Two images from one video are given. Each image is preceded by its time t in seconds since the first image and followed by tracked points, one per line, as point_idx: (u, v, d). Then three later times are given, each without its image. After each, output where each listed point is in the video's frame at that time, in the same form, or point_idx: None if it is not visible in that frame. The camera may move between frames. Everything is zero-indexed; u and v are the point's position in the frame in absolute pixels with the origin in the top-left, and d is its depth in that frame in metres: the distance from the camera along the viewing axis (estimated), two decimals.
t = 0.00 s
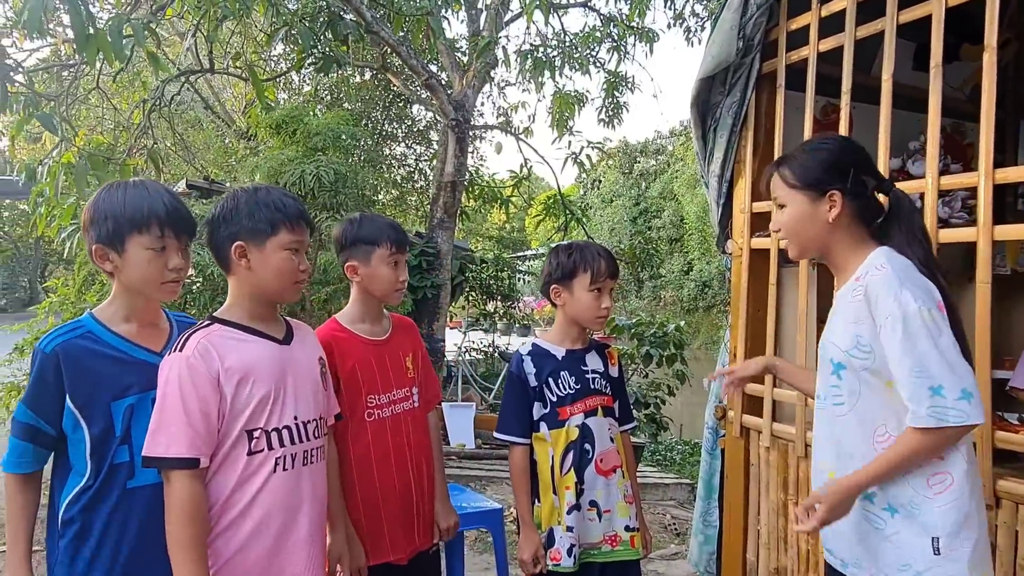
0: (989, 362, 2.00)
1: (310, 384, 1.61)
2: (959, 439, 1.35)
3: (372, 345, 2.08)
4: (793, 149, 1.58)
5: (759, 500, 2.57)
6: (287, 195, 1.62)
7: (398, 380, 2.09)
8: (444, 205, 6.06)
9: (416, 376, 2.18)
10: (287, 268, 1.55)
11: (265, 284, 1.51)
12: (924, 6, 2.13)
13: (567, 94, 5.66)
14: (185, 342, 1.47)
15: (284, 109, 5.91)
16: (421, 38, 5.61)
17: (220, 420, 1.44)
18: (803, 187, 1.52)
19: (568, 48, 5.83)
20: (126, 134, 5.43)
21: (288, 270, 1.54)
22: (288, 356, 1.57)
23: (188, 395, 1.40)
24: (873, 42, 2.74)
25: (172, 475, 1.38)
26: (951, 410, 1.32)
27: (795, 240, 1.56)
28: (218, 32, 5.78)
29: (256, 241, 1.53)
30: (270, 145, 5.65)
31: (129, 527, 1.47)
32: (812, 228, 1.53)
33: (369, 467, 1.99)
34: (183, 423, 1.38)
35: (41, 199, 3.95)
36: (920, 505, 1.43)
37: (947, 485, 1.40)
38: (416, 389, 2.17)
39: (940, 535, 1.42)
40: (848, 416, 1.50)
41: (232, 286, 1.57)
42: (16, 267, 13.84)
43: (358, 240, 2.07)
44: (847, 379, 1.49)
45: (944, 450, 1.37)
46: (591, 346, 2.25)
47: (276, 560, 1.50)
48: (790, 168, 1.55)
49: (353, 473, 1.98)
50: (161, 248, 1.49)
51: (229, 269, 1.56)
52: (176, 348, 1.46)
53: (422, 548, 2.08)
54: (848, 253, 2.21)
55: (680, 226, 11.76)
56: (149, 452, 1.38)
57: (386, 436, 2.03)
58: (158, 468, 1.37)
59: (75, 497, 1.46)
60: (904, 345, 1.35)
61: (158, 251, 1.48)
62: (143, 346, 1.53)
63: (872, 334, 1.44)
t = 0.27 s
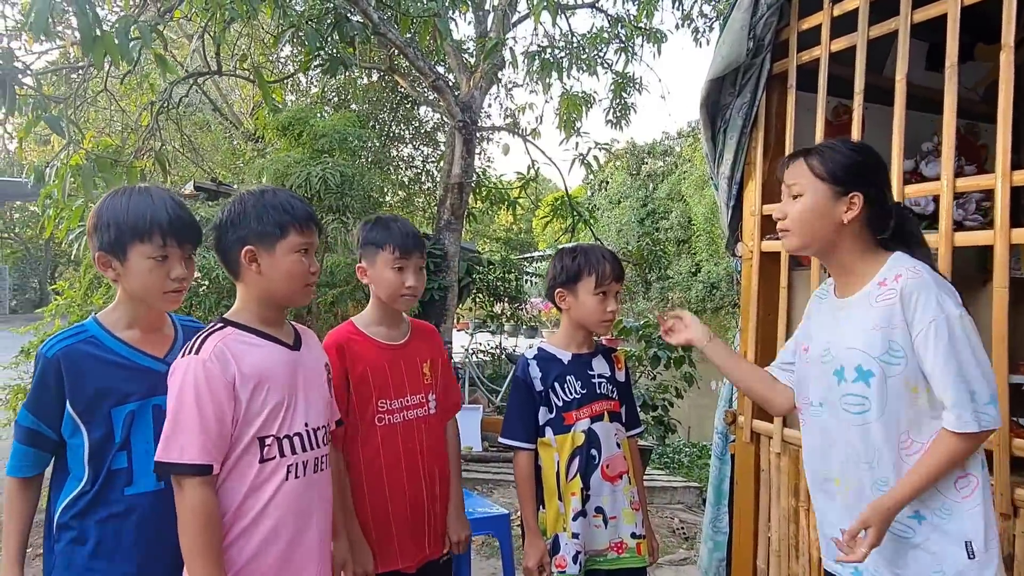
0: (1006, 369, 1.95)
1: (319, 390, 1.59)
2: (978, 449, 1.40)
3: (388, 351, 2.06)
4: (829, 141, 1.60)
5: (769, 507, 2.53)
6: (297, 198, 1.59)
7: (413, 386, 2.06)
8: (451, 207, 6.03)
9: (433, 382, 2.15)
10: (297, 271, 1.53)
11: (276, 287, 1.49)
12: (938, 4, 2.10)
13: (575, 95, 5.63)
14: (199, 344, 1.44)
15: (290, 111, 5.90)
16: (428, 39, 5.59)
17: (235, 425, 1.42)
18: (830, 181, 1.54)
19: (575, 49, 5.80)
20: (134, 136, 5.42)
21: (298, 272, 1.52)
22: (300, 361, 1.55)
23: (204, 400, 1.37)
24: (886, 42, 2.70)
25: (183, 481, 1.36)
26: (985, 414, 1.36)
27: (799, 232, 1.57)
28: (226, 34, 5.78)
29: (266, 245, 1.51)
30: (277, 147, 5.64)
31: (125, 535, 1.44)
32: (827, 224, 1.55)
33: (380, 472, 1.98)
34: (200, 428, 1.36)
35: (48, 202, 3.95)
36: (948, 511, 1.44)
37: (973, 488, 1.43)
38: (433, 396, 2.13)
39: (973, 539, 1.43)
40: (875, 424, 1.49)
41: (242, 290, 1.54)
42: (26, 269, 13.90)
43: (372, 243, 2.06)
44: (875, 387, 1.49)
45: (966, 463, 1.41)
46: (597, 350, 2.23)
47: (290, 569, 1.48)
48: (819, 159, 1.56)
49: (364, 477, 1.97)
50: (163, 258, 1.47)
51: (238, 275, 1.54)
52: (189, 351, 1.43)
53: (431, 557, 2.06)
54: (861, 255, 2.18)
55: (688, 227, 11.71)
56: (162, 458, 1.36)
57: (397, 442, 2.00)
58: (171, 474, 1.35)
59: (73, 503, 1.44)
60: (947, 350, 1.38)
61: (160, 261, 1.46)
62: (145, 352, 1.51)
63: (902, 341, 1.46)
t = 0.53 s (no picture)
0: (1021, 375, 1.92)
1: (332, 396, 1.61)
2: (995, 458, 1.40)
3: (412, 359, 2.06)
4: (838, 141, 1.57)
5: (779, 512, 2.50)
6: (316, 201, 1.60)
7: (431, 394, 2.06)
8: (457, 209, 6.01)
9: (458, 398, 2.10)
10: (317, 275, 1.55)
11: (297, 290, 1.50)
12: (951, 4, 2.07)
13: (581, 96, 5.60)
14: (229, 344, 1.43)
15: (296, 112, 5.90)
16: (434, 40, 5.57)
17: (264, 428, 1.43)
18: (841, 183, 1.51)
19: (582, 50, 5.78)
20: (141, 138, 5.42)
21: (317, 276, 1.54)
22: (318, 367, 1.57)
23: (241, 401, 1.37)
24: (896, 42, 2.67)
25: (216, 483, 1.34)
26: (1006, 421, 1.36)
27: (814, 235, 1.53)
28: (232, 36, 5.78)
29: (286, 249, 1.52)
30: (283, 148, 5.63)
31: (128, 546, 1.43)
32: (841, 227, 1.52)
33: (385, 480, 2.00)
34: (236, 429, 1.36)
35: (55, 203, 3.95)
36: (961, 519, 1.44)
37: (984, 497, 1.43)
38: (455, 409, 2.09)
39: (981, 548, 1.43)
40: (882, 432, 1.48)
41: (258, 294, 1.53)
42: (35, 269, 13.98)
43: (407, 251, 2.08)
44: (885, 395, 1.47)
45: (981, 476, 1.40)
46: (603, 353, 2.20)
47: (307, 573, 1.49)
48: (830, 161, 1.53)
49: (370, 481, 2.01)
50: (173, 257, 1.46)
51: (256, 278, 1.53)
52: (220, 351, 1.41)
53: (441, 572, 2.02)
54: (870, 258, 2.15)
55: (695, 228, 11.66)
56: (198, 459, 1.34)
57: (407, 451, 2.02)
58: (206, 477, 1.33)
59: (75, 514, 1.43)
60: (966, 359, 1.36)
61: (170, 260, 1.45)
62: (149, 358, 1.50)
63: (918, 347, 1.44)
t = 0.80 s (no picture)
0: None
1: (337, 401, 1.64)
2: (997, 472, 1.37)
3: (424, 360, 2.05)
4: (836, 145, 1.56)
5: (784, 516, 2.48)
6: (327, 205, 1.61)
7: (445, 396, 2.05)
8: (461, 210, 5.98)
9: (470, 399, 2.09)
10: (333, 279, 1.57)
11: (315, 294, 1.52)
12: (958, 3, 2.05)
13: (585, 97, 5.58)
14: (250, 347, 1.44)
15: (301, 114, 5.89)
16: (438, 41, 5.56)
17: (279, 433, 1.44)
18: (847, 190, 1.49)
19: (587, 51, 5.76)
20: (146, 140, 5.42)
21: (333, 281, 1.56)
22: (327, 373, 1.59)
23: (263, 405, 1.39)
24: (902, 41, 2.65)
25: (242, 487, 1.36)
26: (1012, 433, 1.33)
27: (829, 244, 1.52)
28: (237, 37, 5.78)
29: (305, 254, 1.52)
30: (287, 150, 5.63)
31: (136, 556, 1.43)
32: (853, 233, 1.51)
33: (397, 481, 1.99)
34: (257, 433, 1.37)
35: (59, 205, 3.95)
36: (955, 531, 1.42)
37: (982, 510, 1.41)
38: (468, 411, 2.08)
39: (974, 561, 1.42)
40: (885, 436, 1.46)
41: (272, 297, 1.54)
42: (41, 271, 14.01)
43: (420, 251, 2.07)
44: (888, 397, 1.45)
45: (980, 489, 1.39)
46: (605, 355, 2.19)
47: None
48: (831, 167, 1.52)
49: (381, 482, 2.00)
50: (175, 255, 1.45)
51: (274, 282, 1.54)
52: (241, 354, 1.42)
53: None
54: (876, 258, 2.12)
55: (700, 229, 11.63)
56: (224, 463, 1.35)
57: (421, 453, 2.01)
58: (231, 481, 1.35)
59: (76, 530, 1.40)
60: (975, 367, 1.34)
61: (172, 258, 1.45)
62: (140, 362, 1.48)
63: (926, 352, 1.42)
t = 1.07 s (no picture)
0: None
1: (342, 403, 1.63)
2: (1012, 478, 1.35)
3: (430, 360, 2.03)
4: (852, 140, 1.56)
5: (790, 519, 2.46)
6: (339, 207, 1.61)
7: (455, 397, 2.03)
8: (464, 211, 5.96)
9: (474, 395, 2.10)
10: (343, 281, 1.57)
11: (326, 299, 1.51)
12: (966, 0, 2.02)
13: (589, 98, 5.57)
14: (258, 351, 1.43)
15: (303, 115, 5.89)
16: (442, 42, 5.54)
17: (285, 438, 1.44)
18: (868, 185, 1.49)
19: (591, 52, 5.75)
20: (149, 141, 5.42)
21: (344, 284, 1.56)
22: (331, 376, 1.58)
23: (270, 411, 1.38)
24: (908, 40, 2.63)
25: (246, 493, 1.35)
26: None
27: (847, 241, 1.53)
28: (241, 39, 5.77)
29: (317, 257, 1.52)
30: (291, 151, 5.62)
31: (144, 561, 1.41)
32: (875, 228, 1.50)
33: (415, 481, 1.95)
34: (264, 439, 1.36)
35: (62, 206, 3.94)
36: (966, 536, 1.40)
37: (995, 516, 1.39)
38: (473, 407, 2.09)
39: (987, 567, 1.40)
40: (901, 437, 1.46)
41: (282, 297, 1.53)
42: (45, 272, 14.01)
43: (421, 248, 2.07)
44: (906, 398, 1.45)
45: (993, 493, 1.37)
46: (607, 356, 2.17)
47: None
48: (851, 163, 1.52)
49: (394, 488, 1.96)
50: (176, 253, 1.44)
51: (282, 284, 1.53)
52: (248, 359, 1.41)
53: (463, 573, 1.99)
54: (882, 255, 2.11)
55: (703, 230, 11.61)
56: (230, 470, 1.35)
57: (436, 455, 1.98)
58: (236, 487, 1.34)
59: (82, 539, 1.33)
60: (993, 369, 1.32)
61: (173, 256, 1.43)
62: (139, 361, 1.45)
63: (945, 353, 1.41)
